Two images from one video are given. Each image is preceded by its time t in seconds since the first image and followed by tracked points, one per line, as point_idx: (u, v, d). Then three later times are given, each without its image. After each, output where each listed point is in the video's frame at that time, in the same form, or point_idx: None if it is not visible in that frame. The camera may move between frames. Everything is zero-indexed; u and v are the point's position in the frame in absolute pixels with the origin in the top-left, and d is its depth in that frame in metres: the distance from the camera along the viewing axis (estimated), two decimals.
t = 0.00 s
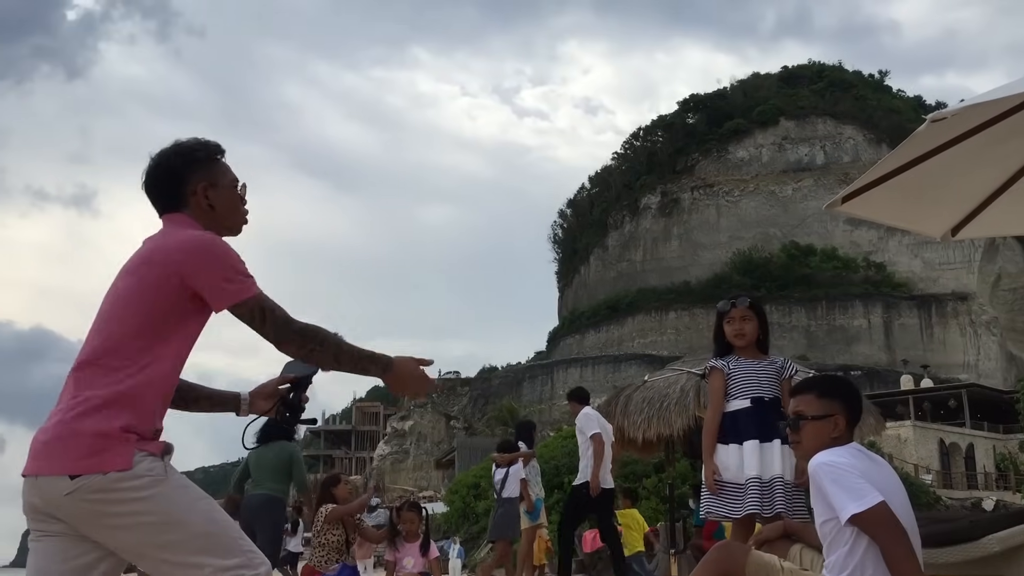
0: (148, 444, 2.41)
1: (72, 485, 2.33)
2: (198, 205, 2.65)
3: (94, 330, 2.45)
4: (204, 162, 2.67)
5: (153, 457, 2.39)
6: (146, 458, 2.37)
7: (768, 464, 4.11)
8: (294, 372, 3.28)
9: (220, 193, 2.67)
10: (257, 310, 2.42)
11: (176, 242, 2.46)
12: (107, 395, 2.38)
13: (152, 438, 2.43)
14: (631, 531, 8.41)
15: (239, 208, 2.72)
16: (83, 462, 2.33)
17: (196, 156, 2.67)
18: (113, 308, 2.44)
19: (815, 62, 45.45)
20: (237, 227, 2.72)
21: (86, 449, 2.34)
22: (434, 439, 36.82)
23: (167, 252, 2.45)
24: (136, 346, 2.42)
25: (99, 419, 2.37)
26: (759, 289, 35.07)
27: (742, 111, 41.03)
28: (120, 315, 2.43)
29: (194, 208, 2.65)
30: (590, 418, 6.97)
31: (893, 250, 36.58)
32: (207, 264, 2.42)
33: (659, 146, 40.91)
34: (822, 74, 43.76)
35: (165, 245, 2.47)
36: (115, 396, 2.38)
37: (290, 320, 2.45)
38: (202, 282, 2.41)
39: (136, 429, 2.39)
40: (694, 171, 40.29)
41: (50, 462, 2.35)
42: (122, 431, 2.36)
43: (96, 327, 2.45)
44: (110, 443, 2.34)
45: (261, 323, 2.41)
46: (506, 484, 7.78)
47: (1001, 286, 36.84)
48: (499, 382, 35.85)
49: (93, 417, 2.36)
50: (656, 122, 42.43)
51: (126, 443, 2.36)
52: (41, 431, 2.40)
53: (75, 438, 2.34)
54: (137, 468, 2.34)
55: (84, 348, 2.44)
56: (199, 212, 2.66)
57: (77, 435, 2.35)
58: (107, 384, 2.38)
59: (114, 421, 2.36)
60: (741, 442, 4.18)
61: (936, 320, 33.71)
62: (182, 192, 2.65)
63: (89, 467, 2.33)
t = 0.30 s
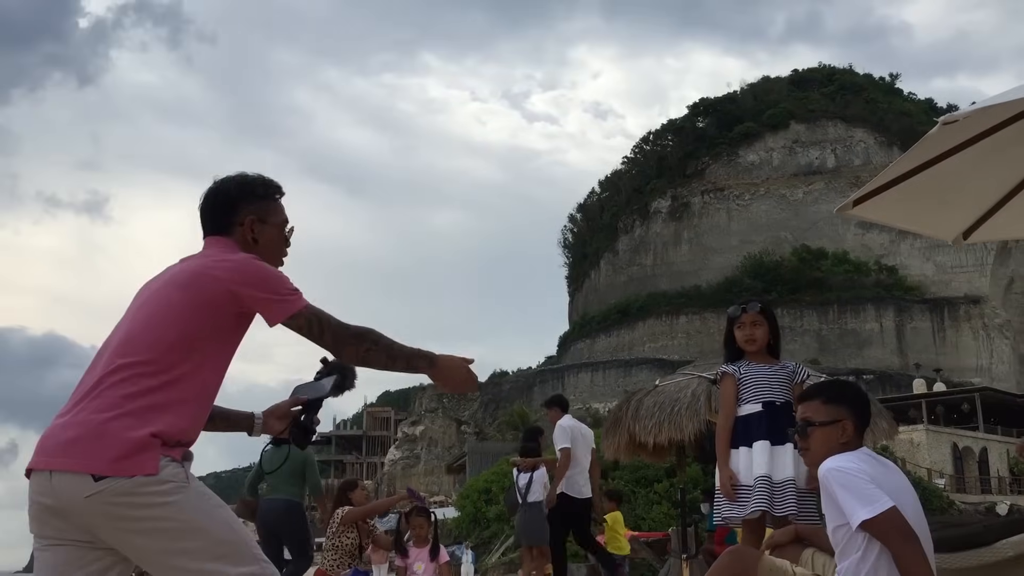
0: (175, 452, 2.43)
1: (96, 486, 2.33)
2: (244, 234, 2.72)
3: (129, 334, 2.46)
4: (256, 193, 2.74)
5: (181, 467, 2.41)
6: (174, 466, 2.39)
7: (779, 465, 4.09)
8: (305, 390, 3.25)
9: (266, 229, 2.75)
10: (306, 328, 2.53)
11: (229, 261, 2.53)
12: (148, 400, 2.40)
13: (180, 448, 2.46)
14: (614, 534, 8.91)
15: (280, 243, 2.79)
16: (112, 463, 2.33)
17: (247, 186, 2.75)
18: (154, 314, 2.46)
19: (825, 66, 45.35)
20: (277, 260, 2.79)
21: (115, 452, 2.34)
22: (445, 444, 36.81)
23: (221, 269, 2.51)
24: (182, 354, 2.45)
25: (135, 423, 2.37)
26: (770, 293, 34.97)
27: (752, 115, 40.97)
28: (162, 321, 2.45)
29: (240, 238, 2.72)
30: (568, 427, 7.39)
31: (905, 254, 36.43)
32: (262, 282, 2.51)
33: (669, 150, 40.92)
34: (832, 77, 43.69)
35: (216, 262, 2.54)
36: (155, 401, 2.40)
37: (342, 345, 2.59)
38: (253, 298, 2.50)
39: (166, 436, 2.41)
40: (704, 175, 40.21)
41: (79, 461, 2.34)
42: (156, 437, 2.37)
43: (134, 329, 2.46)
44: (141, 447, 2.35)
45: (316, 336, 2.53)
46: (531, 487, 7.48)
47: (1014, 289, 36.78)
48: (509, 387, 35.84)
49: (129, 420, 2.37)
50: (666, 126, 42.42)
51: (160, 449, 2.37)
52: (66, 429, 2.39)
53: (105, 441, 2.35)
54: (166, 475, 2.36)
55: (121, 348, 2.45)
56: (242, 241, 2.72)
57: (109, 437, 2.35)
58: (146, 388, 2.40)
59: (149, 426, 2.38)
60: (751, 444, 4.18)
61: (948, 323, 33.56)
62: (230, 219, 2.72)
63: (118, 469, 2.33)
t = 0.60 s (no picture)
0: (172, 455, 2.45)
1: (96, 495, 2.36)
2: (210, 216, 2.75)
3: (109, 339, 2.50)
4: (215, 172, 2.75)
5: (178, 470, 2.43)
6: (169, 468, 2.42)
7: (786, 464, 4.08)
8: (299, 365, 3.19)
9: (234, 209, 2.77)
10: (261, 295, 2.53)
11: (182, 247, 2.55)
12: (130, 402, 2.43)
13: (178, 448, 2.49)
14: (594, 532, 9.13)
15: (251, 225, 2.82)
16: (109, 472, 2.37)
17: (212, 169, 2.75)
18: (129, 317, 2.50)
19: (831, 62, 45.25)
20: (247, 237, 2.82)
21: (112, 460, 2.37)
22: (451, 442, 36.86)
23: (174, 257, 2.53)
24: (152, 350, 2.47)
25: (125, 427, 2.40)
26: (776, 290, 34.93)
27: (758, 112, 40.89)
28: (136, 322, 2.49)
29: (206, 221, 2.75)
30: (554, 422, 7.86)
31: (912, 251, 36.32)
32: (214, 264, 2.52)
33: (675, 148, 40.88)
34: (838, 74, 43.60)
35: (169, 249, 2.56)
36: (138, 403, 2.43)
37: (300, 306, 2.59)
38: (210, 279, 2.51)
39: (161, 441, 2.43)
40: (710, 173, 40.13)
41: (75, 470, 2.37)
42: (150, 442, 2.40)
43: (112, 334, 2.50)
44: (136, 454, 2.38)
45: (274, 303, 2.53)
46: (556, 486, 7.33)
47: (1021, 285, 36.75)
48: (516, 385, 35.88)
49: (118, 427, 2.40)
50: (672, 123, 42.37)
51: (150, 452, 2.39)
52: (61, 442, 2.43)
53: (100, 450, 2.38)
54: (162, 478, 2.39)
55: (102, 357, 2.48)
56: (209, 224, 2.75)
57: (105, 445, 2.38)
58: (127, 391, 2.43)
59: (137, 430, 2.41)
60: (757, 443, 4.17)
61: (955, 320, 33.48)
62: (194, 203, 2.74)
63: (116, 476, 2.37)
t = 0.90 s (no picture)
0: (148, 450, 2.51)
1: (75, 496, 2.42)
2: (171, 206, 2.83)
3: (75, 338, 2.57)
4: (166, 158, 2.82)
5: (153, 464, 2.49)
6: (145, 463, 2.48)
7: (789, 461, 4.08)
8: (271, 343, 3.19)
9: (196, 202, 2.86)
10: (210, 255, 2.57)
11: (129, 232, 2.61)
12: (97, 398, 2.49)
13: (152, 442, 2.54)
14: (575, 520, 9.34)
15: (213, 215, 2.90)
16: (88, 473, 2.43)
17: (173, 157, 2.83)
18: (93, 313, 2.57)
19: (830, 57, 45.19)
20: (211, 223, 2.90)
21: (89, 460, 2.44)
22: (450, 438, 36.90)
23: (122, 245, 2.59)
24: (114, 344, 2.54)
25: (98, 423, 2.47)
26: (775, 285, 34.94)
27: (756, 107, 40.84)
28: (99, 318, 2.56)
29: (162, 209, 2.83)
30: (533, 419, 7.59)
31: (910, 245, 36.30)
32: (161, 242, 2.57)
33: (673, 142, 40.84)
34: (836, 68, 43.56)
35: (118, 238, 2.62)
36: (107, 397, 2.49)
37: (253, 252, 2.65)
38: (160, 256, 2.56)
39: (135, 438, 2.49)
40: (709, 167, 40.11)
41: (52, 472, 2.44)
42: (123, 439, 2.46)
43: (78, 333, 2.57)
44: (112, 454, 2.45)
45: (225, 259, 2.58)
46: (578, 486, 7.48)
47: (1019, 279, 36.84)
48: (514, 380, 35.91)
49: (89, 425, 2.46)
50: (670, 118, 42.33)
51: (123, 446, 2.46)
52: (37, 445, 2.49)
53: (76, 450, 2.44)
54: (139, 475, 2.45)
55: (71, 357, 2.55)
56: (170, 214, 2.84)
57: (81, 445, 2.45)
58: (94, 387, 2.50)
59: (107, 425, 2.46)
60: (759, 438, 4.17)
61: (954, 314, 33.47)
62: (153, 193, 2.82)
63: (95, 477, 2.43)
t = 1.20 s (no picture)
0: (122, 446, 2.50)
1: (49, 493, 2.42)
2: (148, 202, 2.85)
3: (48, 334, 2.58)
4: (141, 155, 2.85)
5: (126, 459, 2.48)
6: (117, 459, 2.47)
7: (792, 460, 4.09)
8: (254, 338, 3.20)
9: (170, 200, 2.88)
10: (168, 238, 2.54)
11: (95, 225, 2.61)
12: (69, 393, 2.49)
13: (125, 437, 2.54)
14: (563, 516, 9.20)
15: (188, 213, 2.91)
16: (62, 468, 2.43)
17: (151, 153, 2.86)
18: (64, 309, 2.58)
19: (823, 53, 45.23)
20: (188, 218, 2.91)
21: (64, 456, 2.44)
22: (444, 435, 36.90)
23: (88, 237, 2.59)
24: (83, 338, 2.54)
25: (70, 419, 2.47)
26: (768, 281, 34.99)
27: (749, 103, 40.85)
28: (70, 311, 2.57)
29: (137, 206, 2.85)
30: (517, 415, 7.47)
31: (903, 241, 36.39)
32: (123, 231, 2.56)
33: (666, 138, 40.84)
34: (829, 65, 43.60)
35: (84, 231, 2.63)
36: (76, 393, 2.49)
37: (209, 234, 2.56)
38: (123, 247, 2.55)
39: (107, 433, 2.49)
40: (702, 164, 40.15)
41: (28, 469, 2.45)
42: (95, 435, 2.46)
43: (51, 328, 2.59)
44: (86, 449, 2.45)
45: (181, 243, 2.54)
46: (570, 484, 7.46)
47: (1011, 275, 36.99)
48: (508, 377, 35.91)
49: (61, 421, 2.47)
50: (664, 114, 42.31)
51: (94, 441, 2.46)
52: (16, 442, 2.51)
53: (49, 445, 2.45)
54: (112, 470, 2.45)
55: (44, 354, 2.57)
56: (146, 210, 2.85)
57: (54, 441, 2.46)
58: (65, 382, 2.50)
59: (79, 420, 2.47)
60: (762, 437, 4.16)
61: (946, 310, 33.57)
62: (132, 189, 2.85)
63: (69, 473, 2.43)
